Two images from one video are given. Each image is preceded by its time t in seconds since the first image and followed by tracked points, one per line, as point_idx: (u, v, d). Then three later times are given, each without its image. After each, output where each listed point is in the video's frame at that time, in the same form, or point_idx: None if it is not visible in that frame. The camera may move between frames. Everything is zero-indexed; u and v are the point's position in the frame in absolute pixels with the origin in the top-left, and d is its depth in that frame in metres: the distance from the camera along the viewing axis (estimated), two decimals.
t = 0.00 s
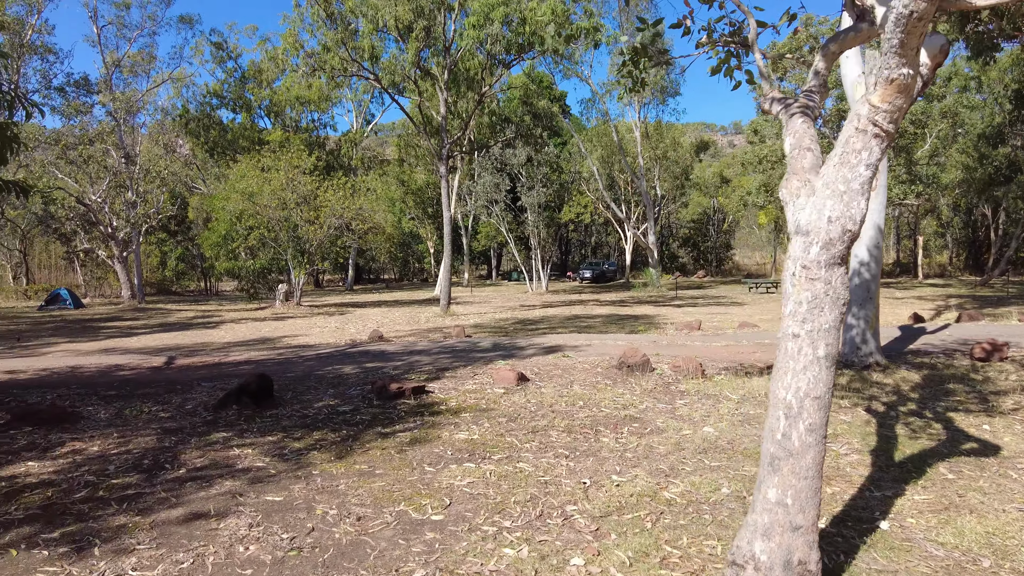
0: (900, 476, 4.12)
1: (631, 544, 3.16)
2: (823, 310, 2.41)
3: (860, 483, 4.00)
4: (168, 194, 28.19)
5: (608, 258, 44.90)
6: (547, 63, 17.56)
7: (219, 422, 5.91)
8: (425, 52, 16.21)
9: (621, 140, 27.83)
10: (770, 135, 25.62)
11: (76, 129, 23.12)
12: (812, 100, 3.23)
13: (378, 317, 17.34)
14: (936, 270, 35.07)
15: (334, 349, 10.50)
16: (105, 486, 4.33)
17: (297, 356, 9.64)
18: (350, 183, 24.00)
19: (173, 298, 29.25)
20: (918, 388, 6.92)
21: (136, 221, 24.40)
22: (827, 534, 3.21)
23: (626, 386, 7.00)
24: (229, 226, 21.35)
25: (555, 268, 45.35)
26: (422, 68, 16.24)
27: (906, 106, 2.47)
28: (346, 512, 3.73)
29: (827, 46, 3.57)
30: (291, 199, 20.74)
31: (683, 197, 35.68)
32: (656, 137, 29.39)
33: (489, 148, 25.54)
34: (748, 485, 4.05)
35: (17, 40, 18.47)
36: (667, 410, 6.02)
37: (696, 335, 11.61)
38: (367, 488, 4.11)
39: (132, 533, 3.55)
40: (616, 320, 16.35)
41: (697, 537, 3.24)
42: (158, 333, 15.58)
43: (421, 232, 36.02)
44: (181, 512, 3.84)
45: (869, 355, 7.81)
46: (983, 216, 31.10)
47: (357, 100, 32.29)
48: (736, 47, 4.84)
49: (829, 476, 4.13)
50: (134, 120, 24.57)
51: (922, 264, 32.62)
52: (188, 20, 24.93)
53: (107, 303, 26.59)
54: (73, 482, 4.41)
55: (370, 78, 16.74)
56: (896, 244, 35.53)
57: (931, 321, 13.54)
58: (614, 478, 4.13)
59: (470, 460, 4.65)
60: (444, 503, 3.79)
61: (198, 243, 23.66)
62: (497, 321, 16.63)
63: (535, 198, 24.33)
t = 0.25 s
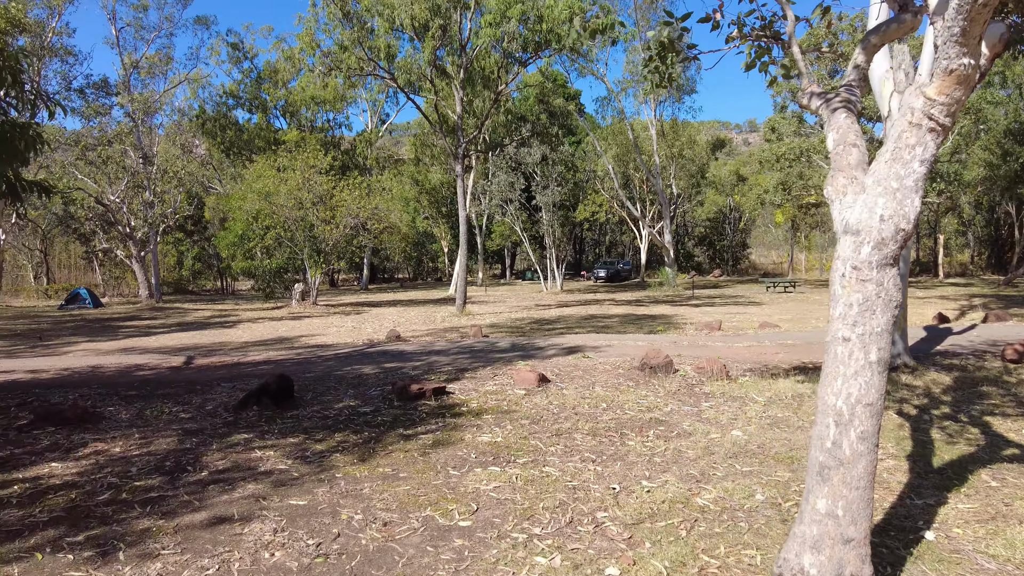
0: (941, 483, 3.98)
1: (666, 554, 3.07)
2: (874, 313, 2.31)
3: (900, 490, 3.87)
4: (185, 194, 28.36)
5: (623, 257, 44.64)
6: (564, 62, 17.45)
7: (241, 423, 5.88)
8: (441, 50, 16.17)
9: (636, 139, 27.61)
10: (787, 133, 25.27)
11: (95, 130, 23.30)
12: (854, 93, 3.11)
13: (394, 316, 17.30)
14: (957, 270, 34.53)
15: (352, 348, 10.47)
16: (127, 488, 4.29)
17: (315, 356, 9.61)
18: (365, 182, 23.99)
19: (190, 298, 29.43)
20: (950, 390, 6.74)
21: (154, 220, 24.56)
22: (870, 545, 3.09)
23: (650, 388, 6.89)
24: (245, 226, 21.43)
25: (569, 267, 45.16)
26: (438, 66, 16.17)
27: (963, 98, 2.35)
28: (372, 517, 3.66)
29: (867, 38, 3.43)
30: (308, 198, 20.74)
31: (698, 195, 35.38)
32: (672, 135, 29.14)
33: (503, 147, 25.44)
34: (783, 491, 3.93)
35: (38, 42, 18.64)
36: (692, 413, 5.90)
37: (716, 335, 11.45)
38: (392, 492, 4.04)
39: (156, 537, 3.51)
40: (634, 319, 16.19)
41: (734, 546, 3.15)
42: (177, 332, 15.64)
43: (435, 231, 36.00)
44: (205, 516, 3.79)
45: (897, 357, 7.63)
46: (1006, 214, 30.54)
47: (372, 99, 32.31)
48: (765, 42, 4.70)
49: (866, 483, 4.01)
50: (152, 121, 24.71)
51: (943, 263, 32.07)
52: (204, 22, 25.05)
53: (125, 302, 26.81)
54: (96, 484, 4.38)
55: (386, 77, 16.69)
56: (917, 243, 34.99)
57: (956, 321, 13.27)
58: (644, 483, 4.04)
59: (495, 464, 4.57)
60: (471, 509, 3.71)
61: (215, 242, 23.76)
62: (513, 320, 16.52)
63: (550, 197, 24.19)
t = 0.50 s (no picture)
0: (987, 490, 3.85)
1: (709, 563, 3.00)
2: (935, 315, 2.21)
3: (945, 498, 3.75)
4: (204, 195, 28.59)
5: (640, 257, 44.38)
6: (582, 61, 17.35)
7: (266, 424, 5.86)
8: (460, 50, 16.14)
9: (654, 138, 27.41)
10: (808, 132, 24.89)
11: (116, 132, 23.56)
12: (903, 87, 3.00)
13: (412, 317, 17.29)
14: (982, 270, 33.92)
15: (373, 349, 10.46)
16: (157, 489, 4.27)
17: (337, 357, 9.61)
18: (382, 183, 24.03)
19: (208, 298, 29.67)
20: (986, 394, 6.58)
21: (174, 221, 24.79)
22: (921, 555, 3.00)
23: (677, 390, 6.79)
24: (264, 226, 21.55)
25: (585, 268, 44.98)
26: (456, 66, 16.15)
27: None
28: (404, 521, 3.61)
29: (914, 30, 3.31)
30: (326, 199, 20.81)
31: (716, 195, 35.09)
32: (690, 134, 28.91)
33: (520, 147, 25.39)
34: (823, 497, 3.83)
35: (63, 46, 18.86)
36: (722, 416, 5.80)
37: (740, 337, 11.30)
38: (423, 495, 3.99)
39: (188, 539, 3.48)
40: (653, 321, 16.03)
41: (779, 556, 3.07)
42: (197, 332, 15.74)
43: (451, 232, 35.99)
44: (236, 518, 3.76)
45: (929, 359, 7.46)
46: None
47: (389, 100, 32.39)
48: (802, 37, 4.58)
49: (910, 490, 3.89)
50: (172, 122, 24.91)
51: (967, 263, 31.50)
52: (222, 24, 25.24)
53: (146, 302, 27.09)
54: (125, 485, 4.37)
55: (404, 78, 16.68)
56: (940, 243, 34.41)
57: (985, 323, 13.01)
58: (679, 488, 3.95)
59: (525, 467, 4.51)
60: (504, 513, 3.65)
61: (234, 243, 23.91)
62: (532, 321, 16.44)
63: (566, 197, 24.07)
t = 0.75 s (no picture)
0: None
1: (745, 570, 2.95)
2: (989, 317, 2.17)
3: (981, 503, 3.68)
4: (217, 197, 28.72)
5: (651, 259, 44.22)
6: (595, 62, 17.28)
7: (286, 425, 5.85)
8: (473, 51, 16.13)
9: (666, 139, 27.29)
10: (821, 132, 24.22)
11: (130, 134, 23.73)
12: (945, 82, 2.94)
13: (425, 318, 17.28)
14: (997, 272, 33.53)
15: (388, 350, 10.44)
16: (181, 490, 4.26)
17: (352, 357, 9.60)
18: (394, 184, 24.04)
19: (220, 299, 29.81)
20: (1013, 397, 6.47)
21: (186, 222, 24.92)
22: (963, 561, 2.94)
23: (697, 393, 6.73)
24: (277, 227, 21.62)
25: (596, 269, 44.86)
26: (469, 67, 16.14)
27: None
28: (432, 524, 3.57)
29: (953, 26, 3.24)
30: (338, 200, 20.83)
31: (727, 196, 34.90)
32: (702, 135, 28.76)
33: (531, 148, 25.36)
34: (857, 502, 3.76)
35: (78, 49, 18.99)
36: (746, 419, 5.72)
37: (757, 338, 11.20)
38: (449, 497, 3.96)
39: (215, 541, 3.46)
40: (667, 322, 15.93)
41: (817, 562, 3.02)
42: (211, 333, 15.78)
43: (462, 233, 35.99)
44: (262, 520, 3.74)
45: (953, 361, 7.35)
46: None
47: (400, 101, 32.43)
48: (833, 33, 4.53)
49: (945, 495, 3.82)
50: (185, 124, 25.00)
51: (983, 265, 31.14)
52: (235, 26, 25.36)
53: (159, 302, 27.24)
54: (149, 485, 4.36)
55: (417, 79, 16.67)
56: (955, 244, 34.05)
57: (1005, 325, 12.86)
58: (709, 492, 3.90)
59: (551, 469, 4.47)
60: (533, 516, 3.61)
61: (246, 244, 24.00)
62: (544, 322, 16.38)
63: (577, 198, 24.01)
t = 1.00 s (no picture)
0: None
1: None
2: None
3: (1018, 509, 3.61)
4: (225, 198, 28.74)
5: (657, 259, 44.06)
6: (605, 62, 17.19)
7: (303, 427, 5.80)
8: (483, 51, 16.06)
9: (674, 139, 27.17)
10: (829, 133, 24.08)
11: (138, 134, 23.78)
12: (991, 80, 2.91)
13: (433, 318, 17.20)
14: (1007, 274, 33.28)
15: (400, 351, 10.38)
16: (202, 493, 4.21)
17: (365, 358, 9.56)
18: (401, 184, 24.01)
19: (226, 299, 29.83)
20: None
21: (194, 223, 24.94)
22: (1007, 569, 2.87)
23: (716, 395, 6.65)
24: (285, 228, 21.60)
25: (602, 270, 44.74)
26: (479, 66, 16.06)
27: None
28: (459, 529, 3.52)
29: (997, 22, 3.17)
30: (346, 201, 20.81)
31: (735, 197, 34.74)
32: (710, 135, 28.63)
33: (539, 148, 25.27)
34: (890, 508, 3.69)
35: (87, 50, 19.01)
36: (768, 422, 5.64)
37: (771, 340, 11.10)
38: (474, 501, 3.90)
39: (240, 546, 3.42)
40: (677, 323, 15.84)
41: (857, 569, 2.95)
42: (220, 333, 15.74)
43: (468, 233, 35.92)
44: (286, 524, 3.69)
45: (975, 364, 7.23)
46: None
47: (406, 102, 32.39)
48: (865, 30, 4.45)
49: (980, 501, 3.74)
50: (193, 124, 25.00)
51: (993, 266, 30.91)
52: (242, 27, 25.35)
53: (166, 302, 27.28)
54: (170, 488, 4.32)
55: (427, 79, 16.62)
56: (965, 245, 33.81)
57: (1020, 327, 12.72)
58: (739, 497, 3.83)
59: (574, 473, 4.40)
60: (562, 521, 3.55)
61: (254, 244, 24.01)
62: (554, 323, 16.30)
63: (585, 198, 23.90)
